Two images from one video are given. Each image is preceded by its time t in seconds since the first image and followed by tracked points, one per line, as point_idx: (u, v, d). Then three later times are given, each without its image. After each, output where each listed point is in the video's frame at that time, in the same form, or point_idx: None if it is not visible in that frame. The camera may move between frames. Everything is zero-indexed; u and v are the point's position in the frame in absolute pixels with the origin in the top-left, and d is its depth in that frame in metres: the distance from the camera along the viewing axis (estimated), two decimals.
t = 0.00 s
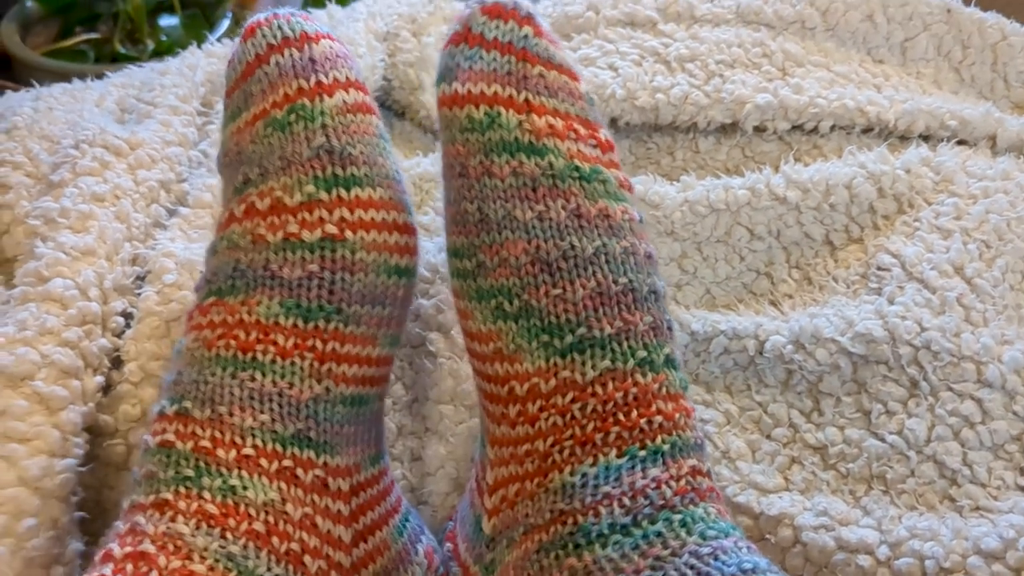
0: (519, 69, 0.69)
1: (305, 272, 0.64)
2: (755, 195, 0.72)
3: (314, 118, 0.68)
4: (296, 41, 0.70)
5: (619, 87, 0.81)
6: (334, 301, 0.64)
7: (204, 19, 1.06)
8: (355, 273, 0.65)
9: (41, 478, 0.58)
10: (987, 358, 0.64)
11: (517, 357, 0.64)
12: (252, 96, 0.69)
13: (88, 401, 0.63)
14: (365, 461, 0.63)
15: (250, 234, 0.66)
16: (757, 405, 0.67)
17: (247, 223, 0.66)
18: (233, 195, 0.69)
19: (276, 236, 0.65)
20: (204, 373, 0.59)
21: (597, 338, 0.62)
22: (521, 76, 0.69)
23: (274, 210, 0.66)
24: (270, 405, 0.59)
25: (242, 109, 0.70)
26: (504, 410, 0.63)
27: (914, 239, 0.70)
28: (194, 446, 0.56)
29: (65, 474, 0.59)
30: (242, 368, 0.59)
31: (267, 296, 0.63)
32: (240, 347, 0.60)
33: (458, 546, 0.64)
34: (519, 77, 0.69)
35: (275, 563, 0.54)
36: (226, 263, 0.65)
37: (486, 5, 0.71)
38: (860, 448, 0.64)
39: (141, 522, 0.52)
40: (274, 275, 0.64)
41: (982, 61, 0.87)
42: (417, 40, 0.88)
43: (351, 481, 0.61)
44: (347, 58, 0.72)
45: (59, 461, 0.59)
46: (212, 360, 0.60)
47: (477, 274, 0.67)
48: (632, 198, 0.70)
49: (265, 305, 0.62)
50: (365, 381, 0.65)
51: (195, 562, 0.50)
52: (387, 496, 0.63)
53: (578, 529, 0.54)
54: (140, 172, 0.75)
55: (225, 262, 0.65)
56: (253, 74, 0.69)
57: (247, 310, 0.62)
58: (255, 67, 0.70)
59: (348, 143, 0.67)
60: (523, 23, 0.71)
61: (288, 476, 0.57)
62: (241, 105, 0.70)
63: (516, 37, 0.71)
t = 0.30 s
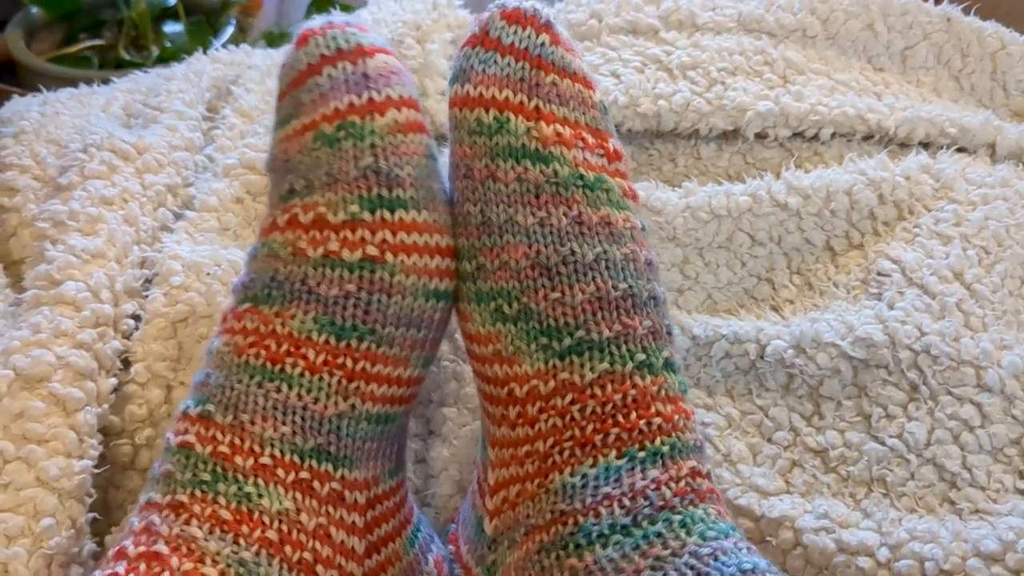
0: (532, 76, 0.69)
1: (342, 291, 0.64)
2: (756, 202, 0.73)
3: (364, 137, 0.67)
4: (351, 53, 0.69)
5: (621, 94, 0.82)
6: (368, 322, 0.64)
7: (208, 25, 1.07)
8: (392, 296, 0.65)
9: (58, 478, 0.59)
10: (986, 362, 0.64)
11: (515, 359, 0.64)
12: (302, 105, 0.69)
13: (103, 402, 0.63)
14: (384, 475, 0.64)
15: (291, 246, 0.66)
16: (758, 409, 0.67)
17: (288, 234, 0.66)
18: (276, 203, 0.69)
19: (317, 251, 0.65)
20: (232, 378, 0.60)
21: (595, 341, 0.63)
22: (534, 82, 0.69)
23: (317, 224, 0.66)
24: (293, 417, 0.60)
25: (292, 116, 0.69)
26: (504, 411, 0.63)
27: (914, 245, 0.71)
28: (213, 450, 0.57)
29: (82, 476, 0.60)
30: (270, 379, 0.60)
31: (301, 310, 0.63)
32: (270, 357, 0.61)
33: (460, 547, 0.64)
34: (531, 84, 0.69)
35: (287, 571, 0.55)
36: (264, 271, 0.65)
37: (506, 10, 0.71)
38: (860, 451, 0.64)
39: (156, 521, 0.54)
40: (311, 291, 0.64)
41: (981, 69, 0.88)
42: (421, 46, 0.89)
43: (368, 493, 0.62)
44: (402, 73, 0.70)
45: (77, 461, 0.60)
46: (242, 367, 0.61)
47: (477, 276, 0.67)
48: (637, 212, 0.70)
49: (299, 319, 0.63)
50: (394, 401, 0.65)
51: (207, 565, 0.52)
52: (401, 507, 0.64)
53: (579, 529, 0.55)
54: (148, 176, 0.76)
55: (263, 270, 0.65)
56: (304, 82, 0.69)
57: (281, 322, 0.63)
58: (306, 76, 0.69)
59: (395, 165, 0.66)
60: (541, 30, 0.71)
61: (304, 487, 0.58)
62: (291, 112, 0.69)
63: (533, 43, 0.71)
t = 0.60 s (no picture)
0: (541, 87, 0.69)
1: (351, 300, 0.64)
2: (756, 214, 0.73)
3: (394, 147, 0.67)
4: (397, 66, 0.69)
5: (621, 105, 0.82)
6: (375, 333, 0.64)
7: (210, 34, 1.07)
8: (401, 308, 0.65)
9: (56, 488, 0.58)
10: (986, 376, 0.64)
11: (519, 370, 0.64)
12: (341, 110, 0.69)
13: (100, 412, 0.63)
14: (386, 488, 0.64)
15: (306, 251, 0.66)
16: (758, 421, 0.67)
17: (305, 239, 0.66)
18: (297, 205, 0.69)
19: (331, 258, 0.65)
20: (238, 385, 0.60)
21: (599, 352, 0.63)
22: (542, 93, 0.69)
23: (334, 231, 0.66)
24: (295, 426, 0.59)
25: (329, 120, 0.69)
26: (507, 422, 0.63)
27: (914, 257, 0.71)
28: (216, 457, 0.57)
29: (79, 486, 0.59)
30: (275, 387, 0.60)
31: (310, 318, 0.63)
32: (276, 365, 0.61)
33: (460, 558, 0.64)
34: (539, 95, 0.69)
35: None
36: (279, 275, 0.65)
37: (515, 21, 0.70)
38: (861, 464, 0.64)
39: (157, 527, 0.54)
40: (321, 298, 0.64)
41: (981, 82, 0.88)
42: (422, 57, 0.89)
43: (369, 505, 0.62)
44: (443, 92, 0.70)
45: (74, 471, 0.60)
46: (249, 374, 0.61)
47: (483, 285, 0.68)
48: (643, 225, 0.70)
49: (307, 327, 0.63)
50: (397, 414, 0.65)
51: (207, 573, 0.51)
52: (403, 520, 0.64)
53: (579, 541, 0.55)
54: (148, 186, 0.76)
55: (277, 274, 0.65)
56: (347, 88, 0.69)
57: (290, 329, 0.63)
58: (351, 82, 0.69)
59: (419, 179, 0.66)
60: (550, 41, 0.71)
61: (305, 497, 0.58)
62: (328, 117, 0.70)
63: (542, 55, 0.70)
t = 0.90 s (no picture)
0: (539, 91, 0.69)
1: (348, 299, 0.64)
2: (758, 219, 0.73)
3: (395, 147, 0.67)
4: (404, 69, 0.69)
5: (623, 110, 0.82)
6: (371, 333, 0.64)
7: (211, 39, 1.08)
8: (398, 308, 0.65)
9: (56, 491, 0.58)
10: (988, 381, 0.64)
11: (518, 373, 0.64)
12: (346, 110, 0.69)
13: (101, 416, 0.63)
14: (385, 490, 0.64)
15: (304, 250, 0.66)
16: (760, 427, 0.67)
17: (304, 237, 0.66)
18: (297, 204, 0.69)
19: (328, 256, 0.65)
20: (236, 386, 0.60)
21: (598, 356, 0.63)
22: (541, 97, 0.69)
23: (332, 229, 0.66)
24: (294, 426, 0.60)
25: (334, 121, 0.69)
26: (507, 426, 0.63)
27: (916, 263, 0.71)
28: (215, 458, 0.57)
29: (78, 489, 0.59)
30: (273, 387, 0.60)
31: (307, 317, 0.63)
32: (273, 365, 0.61)
33: (460, 561, 0.64)
34: (538, 99, 0.69)
35: None
36: (277, 274, 0.65)
37: (513, 25, 0.71)
38: (862, 469, 0.64)
39: (156, 529, 0.53)
40: (318, 296, 0.64)
41: (982, 88, 0.88)
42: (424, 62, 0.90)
43: (368, 508, 0.61)
44: (449, 97, 0.71)
45: (74, 474, 0.59)
46: (247, 374, 0.61)
47: (481, 289, 0.67)
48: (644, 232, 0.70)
49: (304, 326, 0.63)
50: (394, 415, 0.65)
51: None
52: (403, 523, 0.64)
53: (579, 546, 0.55)
54: (149, 190, 0.76)
55: (275, 274, 0.65)
56: (354, 89, 0.69)
57: (287, 328, 0.63)
58: (358, 83, 0.70)
59: (419, 179, 0.67)
60: (548, 44, 0.71)
61: (304, 498, 0.58)
62: (333, 118, 0.70)
63: (540, 59, 0.70)
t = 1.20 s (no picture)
0: (543, 88, 0.69)
1: (349, 295, 0.64)
2: (762, 219, 0.73)
3: (400, 143, 0.66)
4: (411, 66, 0.69)
5: (626, 110, 0.82)
6: (372, 329, 0.64)
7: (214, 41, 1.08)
8: (399, 304, 0.65)
9: (56, 490, 0.58)
10: (995, 381, 0.64)
11: (520, 372, 0.64)
12: (352, 107, 0.69)
13: (102, 415, 0.63)
14: (387, 489, 0.63)
15: (306, 245, 0.65)
16: (764, 427, 0.66)
17: (306, 233, 0.66)
18: (299, 200, 0.69)
19: (330, 252, 0.65)
20: (237, 383, 0.60)
21: (601, 354, 0.63)
22: (545, 92, 0.69)
23: (334, 225, 0.66)
24: (295, 423, 0.59)
25: (340, 117, 0.69)
26: (510, 424, 0.63)
27: (922, 263, 0.71)
28: (216, 457, 0.56)
29: (80, 489, 0.59)
30: (274, 384, 0.60)
31: (308, 313, 0.63)
32: (275, 362, 0.61)
33: (463, 561, 0.64)
34: (542, 96, 0.69)
35: None
36: (279, 270, 0.65)
37: (517, 21, 0.70)
38: (868, 470, 0.64)
39: (156, 528, 0.53)
40: (319, 292, 0.64)
41: (987, 88, 0.88)
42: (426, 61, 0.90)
43: (369, 506, 0.61)
44: (455, 95, 0.71)
45: (75, 474, 0.59)
46: (248, 371, 0.60)
47: (484, 287, 0.67)
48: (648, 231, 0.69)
49: (305, 322, 0.63)
50: (396, 412, 0.65)
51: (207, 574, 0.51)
52: (404, 523, 0.63)
53: (582, 545, 0.54)
54: (151, 189, 0.76)
55: (277, 270, 0.65)
56: (360, 86, 0.69)
57: (288, 325, 0.63)
58: (365, 80, 0.70)
59: (422, 176, 0.66)
60: (552, 41, 0.71)
61: (306, 497, 0.57)
62: (339, 114, 0.70)
63: (544, 55, 0.70)
